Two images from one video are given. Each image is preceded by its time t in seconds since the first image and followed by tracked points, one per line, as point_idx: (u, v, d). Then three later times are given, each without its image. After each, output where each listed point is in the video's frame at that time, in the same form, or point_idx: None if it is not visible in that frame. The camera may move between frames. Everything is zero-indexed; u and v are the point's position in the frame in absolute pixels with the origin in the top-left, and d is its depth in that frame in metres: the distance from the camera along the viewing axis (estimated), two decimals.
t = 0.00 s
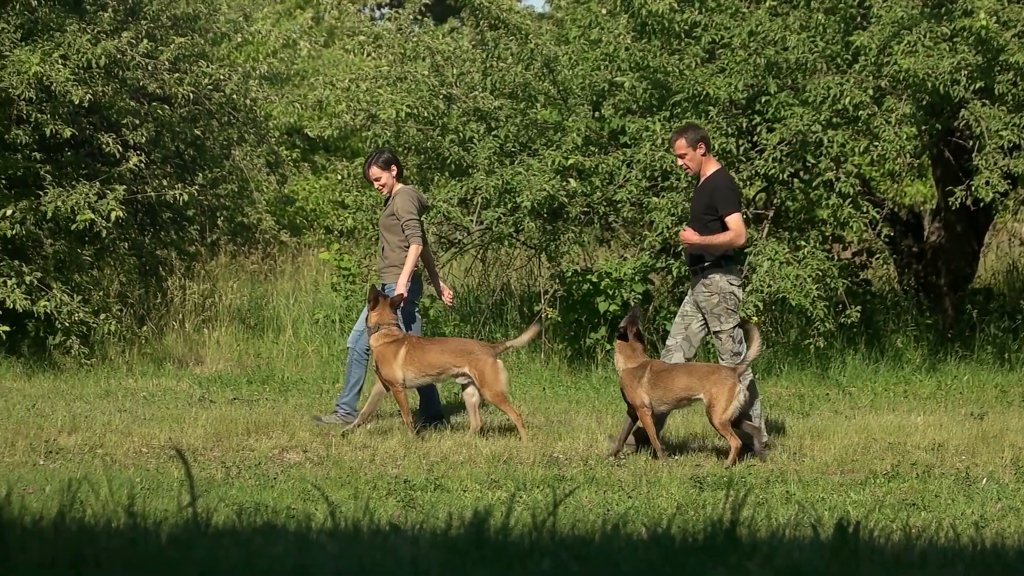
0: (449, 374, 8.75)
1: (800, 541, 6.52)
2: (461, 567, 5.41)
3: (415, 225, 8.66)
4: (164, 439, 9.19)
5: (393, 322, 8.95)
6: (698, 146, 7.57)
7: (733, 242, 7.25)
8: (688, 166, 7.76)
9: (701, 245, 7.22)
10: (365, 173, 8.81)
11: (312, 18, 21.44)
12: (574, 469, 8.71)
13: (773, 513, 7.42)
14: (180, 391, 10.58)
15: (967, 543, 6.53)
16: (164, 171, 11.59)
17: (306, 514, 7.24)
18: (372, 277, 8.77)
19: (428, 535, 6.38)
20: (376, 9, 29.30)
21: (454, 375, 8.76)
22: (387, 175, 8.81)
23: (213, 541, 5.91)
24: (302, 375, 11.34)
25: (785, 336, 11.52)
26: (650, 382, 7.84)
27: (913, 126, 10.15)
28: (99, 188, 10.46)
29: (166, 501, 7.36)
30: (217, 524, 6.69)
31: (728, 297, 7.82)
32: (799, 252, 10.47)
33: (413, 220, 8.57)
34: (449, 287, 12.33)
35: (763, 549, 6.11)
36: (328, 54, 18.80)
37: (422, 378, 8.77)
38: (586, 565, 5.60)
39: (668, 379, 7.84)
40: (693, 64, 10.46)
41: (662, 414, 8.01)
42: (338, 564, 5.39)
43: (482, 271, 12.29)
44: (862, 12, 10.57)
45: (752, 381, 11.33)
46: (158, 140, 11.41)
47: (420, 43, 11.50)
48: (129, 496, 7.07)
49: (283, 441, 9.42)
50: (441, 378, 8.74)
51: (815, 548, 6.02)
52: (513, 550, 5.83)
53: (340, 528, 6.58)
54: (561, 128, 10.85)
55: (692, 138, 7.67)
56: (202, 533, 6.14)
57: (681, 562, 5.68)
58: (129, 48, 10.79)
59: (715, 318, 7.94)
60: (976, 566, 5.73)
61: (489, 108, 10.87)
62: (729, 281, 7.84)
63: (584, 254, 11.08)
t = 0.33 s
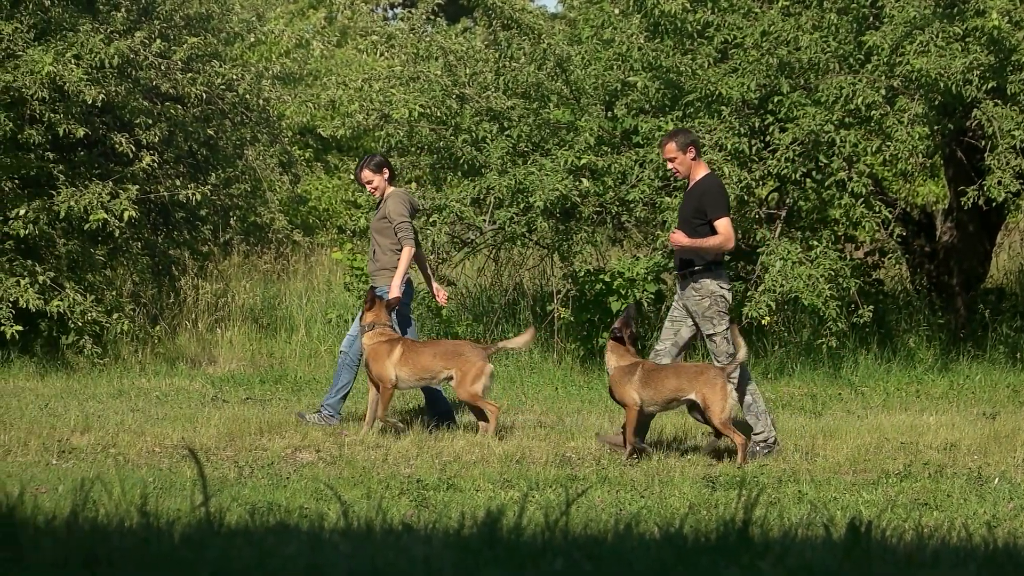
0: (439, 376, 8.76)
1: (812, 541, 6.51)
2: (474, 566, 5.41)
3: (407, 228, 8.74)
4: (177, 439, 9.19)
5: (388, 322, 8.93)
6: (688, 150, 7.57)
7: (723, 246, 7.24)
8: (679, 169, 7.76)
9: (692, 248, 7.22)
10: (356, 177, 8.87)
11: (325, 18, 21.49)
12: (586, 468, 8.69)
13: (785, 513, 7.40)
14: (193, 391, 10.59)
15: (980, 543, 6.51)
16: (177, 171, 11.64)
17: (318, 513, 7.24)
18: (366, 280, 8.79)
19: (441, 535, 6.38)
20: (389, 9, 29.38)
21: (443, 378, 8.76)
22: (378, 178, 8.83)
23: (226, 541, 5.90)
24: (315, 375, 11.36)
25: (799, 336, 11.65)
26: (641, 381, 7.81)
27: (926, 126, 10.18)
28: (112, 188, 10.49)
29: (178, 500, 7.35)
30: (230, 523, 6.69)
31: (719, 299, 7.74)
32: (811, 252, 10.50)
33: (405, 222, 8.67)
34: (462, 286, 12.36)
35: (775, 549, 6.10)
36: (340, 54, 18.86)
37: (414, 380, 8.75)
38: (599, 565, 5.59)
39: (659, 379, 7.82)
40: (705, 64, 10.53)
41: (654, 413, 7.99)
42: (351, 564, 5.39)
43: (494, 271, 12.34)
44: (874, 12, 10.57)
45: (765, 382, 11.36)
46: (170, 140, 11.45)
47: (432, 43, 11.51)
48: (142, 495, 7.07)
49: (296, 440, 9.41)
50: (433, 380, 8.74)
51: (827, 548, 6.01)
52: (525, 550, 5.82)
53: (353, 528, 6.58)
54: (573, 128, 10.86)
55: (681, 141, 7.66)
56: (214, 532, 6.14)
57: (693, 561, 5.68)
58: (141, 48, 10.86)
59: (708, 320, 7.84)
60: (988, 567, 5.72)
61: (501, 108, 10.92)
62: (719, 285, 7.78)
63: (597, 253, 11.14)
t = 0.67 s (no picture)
0: (431, 375, 8.79)
1: (823, 540, 6.49)
2: (486, 566, 5.40)
3: (398, 227, 8.75)
4: (189, 438, 9.18)
5: (376, 326, 8.95)
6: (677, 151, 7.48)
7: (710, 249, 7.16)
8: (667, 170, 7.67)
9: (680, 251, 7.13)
10: (347, 177, 8.87)
11: (337, 18, 21.57)
12: (598, 468, 8.68)
13: (796, 513, 7.38)
14: (205, 390, 10.60)
15: (991, 543, 6.49)
16: (189, 170, 11.75)
17: (330, 512, 7.24)
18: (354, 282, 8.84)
19: (453, 535, 6.37)
20: (401, 8, 29.43)
21: (437, 378, 8.80)
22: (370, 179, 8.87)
23: (237, 540, 5.90)
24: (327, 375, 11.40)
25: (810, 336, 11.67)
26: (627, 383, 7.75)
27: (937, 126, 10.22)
28: (124, 188, 10.52)
29: (191, 500, 7.29)
30: (241, 522, 6.69)
31: (702, 302, 7.72)
32: (823, 252, 10.52)
33: (397, 221, 8.67)
34: (474, 286, 12.42)
35: (787, 549, 6.08)
36: (353, 54, 18.93)
37: (407, 383, 8.79)
38: (610, 564, 5.58)
39: (646, 379, 7.76)
40: (717, 64, 10.55)
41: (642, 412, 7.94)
42: (363, 564, 5.38)
43: (506, 271, 12.39)
44: (886, 13, 10.63)
45: (775, 381, 11.36)
46: (182, 139, 11.50)
47: (444, 43, 11.55)
48: (155, 494, 7.06)
49: (308, 440, 9.41)
50: (427, 382, 8.79)
51: (838, 548, 5.98)
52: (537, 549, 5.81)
53: (365, 526, 6.57)
54: (585, 128, 10.96)
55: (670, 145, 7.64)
56: (227, 531, 6.14)
57: (704, 562, 5.66)
58: (154, 48, 10.95)
59: (688, 322, 7.80)
60: (1001, 567, 5.70)
61: (513, 108, 10.98)
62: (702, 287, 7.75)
63: (608, 253, 11.32)
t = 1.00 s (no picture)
0: (420, 373, 8.68)
1: (835, 540, 6.45)
2: (498, 566, 5.38)
3: (389, 225, 8.76)
4: (202, 437, 9.17)
5: (361, 325, 8.84)
6: (664, 148, 7.47)
7: (700, 247, 7.15)
8: (653, 166, 7.67)
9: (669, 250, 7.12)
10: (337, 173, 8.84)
11: (350, 18, 21.67)
12: (610, 468, 8.66)
13: (808, 513, 7.34)
14: (217, 390, 10.60)
15: (1004, 543, 6.46)
16: (203, 170, 11.85)
17: (342, 512, 7.23)
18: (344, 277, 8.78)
19: (465, 535, 6.36)
20: (414, 9, 29.51)
21: (425, 375, 8.68)
22: (360, 175, 8.84)
23: (249, 540, 5.87)
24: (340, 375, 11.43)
25: (822, 336, 11.70)
26: (613, 384, 7.68)
27: (949, 126, 10.24)
28: (137, 188, 10.56)
29: (203, 500, 7.23)
30: (254, 521, 6.68)
31: (681, 306, 7.71)
32: (835, 252, 10.56)
33: (389, 218, 8.67)
34: (487, 286, 12.46)
35: (799, 549, 6.04)
36: (366, 54, 19.00)
37: (394, 381, 8.67)
38: (622, 564, 5.56)
39: (631, 380, 7.71)
40: (730, 64, 10.58)
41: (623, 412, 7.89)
42: (375, 564, 5.36)
43: (518, 272, 12.45)
44: (898, 13, 10.64)
45: (788, 382, 11.36)
46: (195, 140, 11.57)
47: (457, 43, 11.62)
48: (167, 493, 7.05)
49: (320, 440, 9.40)
50: (414, 380, 8.67)
51: (850, 548, 5.95)
52: (550, 549, 5.78)
53: (377, 525, 6.56)
54: (597, 128, 11.02)
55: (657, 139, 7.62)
56: (240, 530, 6.14)
57: (717, 562, 5.63)
58: (167, 48, 11.02)
59: (664, 321, 7.82)
60: (1013, 568, 5.67)
61: (525, 108, 11.08)
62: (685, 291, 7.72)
63: (621, 253, 11.45)
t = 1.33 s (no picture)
0: (407, 373, 8.58)
1: (847, 540, 6.44)
2: (509, 565, 5.37)
3: (384, 221, 8.73)
4: (213, 436, 9.13)
5: (352, 322, 8.80)
6: (652, 144, 7.54)
7: (690, 243, 7.19)
8: (641, 164, 7.74)
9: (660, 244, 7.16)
10: (329, 171, 8.81)
11: (360, 18, 21.73)
12: (621, 467, 8.66)
13: (820, 513, 7.32)
14: (229, 389, 10.61)
15: (1017, 543, 6.44)
16: (213, 170, 11.88)
17: (353, 510, 7.23)
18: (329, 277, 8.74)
19: (477, 535, 6.35)
20: (426, 10, 29.57)
21: (412, 375, 8.59)
22: (353, 172, 8.82)
23: (261, 540, 5.88)
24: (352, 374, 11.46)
25: (833, 336, 11.73)
26: (600, 388, 7.74)
27: (959, 126, 10.23)
28: (148, 188, 10.58)
29: (215, 498, 7.24)
30: (265, 520, 6.68)
31: (665, 304, 7.67)
32: (846, 252, 10.57)
33: (383, 214, 8.65)
34: (498, 286, 12.49)
35: (811, 548, 6.03)
36: (377, 54, 19.08)
37: (380, 379, 8.58)
38: (634, 564, 5.55)
39: (618, 383, 7.76)
40: (741, 64, 10.67)
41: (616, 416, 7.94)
42: (386, 563, 5.36)
43: (529, 271, 12.48)
44: (909, 13, 10.70)
45: (798, 381, 11.37)
46: (206, 139, 11.62)
47: (468, 43, 11.67)
48: (179, 493, 7.05)
49: (332, 439, 9.39)
50: (400, 379, 8.56)
51: (862, 547, 5.93)
52: (561, 548, 5.77)
53: (389, 524, 6.56)
54: (608, 128, 11.07)
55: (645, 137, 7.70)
56: (252, 529, 6.14)
57: (728, 562, 5.62)
58: (178, 48, 11.06)
59: (645, 314, 7.79)
60: None
61: (537, 108, 11.10)
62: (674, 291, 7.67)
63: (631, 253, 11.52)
